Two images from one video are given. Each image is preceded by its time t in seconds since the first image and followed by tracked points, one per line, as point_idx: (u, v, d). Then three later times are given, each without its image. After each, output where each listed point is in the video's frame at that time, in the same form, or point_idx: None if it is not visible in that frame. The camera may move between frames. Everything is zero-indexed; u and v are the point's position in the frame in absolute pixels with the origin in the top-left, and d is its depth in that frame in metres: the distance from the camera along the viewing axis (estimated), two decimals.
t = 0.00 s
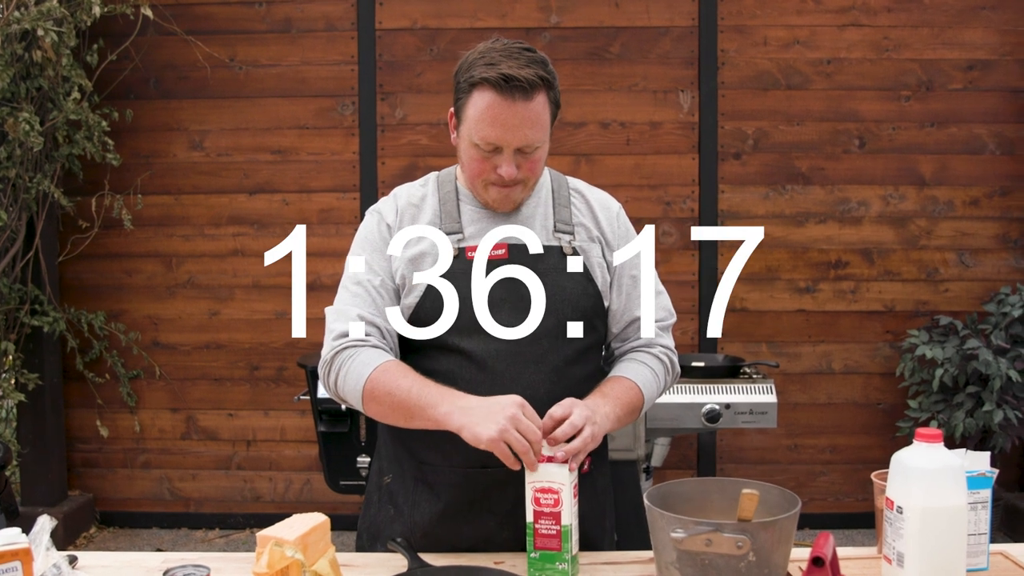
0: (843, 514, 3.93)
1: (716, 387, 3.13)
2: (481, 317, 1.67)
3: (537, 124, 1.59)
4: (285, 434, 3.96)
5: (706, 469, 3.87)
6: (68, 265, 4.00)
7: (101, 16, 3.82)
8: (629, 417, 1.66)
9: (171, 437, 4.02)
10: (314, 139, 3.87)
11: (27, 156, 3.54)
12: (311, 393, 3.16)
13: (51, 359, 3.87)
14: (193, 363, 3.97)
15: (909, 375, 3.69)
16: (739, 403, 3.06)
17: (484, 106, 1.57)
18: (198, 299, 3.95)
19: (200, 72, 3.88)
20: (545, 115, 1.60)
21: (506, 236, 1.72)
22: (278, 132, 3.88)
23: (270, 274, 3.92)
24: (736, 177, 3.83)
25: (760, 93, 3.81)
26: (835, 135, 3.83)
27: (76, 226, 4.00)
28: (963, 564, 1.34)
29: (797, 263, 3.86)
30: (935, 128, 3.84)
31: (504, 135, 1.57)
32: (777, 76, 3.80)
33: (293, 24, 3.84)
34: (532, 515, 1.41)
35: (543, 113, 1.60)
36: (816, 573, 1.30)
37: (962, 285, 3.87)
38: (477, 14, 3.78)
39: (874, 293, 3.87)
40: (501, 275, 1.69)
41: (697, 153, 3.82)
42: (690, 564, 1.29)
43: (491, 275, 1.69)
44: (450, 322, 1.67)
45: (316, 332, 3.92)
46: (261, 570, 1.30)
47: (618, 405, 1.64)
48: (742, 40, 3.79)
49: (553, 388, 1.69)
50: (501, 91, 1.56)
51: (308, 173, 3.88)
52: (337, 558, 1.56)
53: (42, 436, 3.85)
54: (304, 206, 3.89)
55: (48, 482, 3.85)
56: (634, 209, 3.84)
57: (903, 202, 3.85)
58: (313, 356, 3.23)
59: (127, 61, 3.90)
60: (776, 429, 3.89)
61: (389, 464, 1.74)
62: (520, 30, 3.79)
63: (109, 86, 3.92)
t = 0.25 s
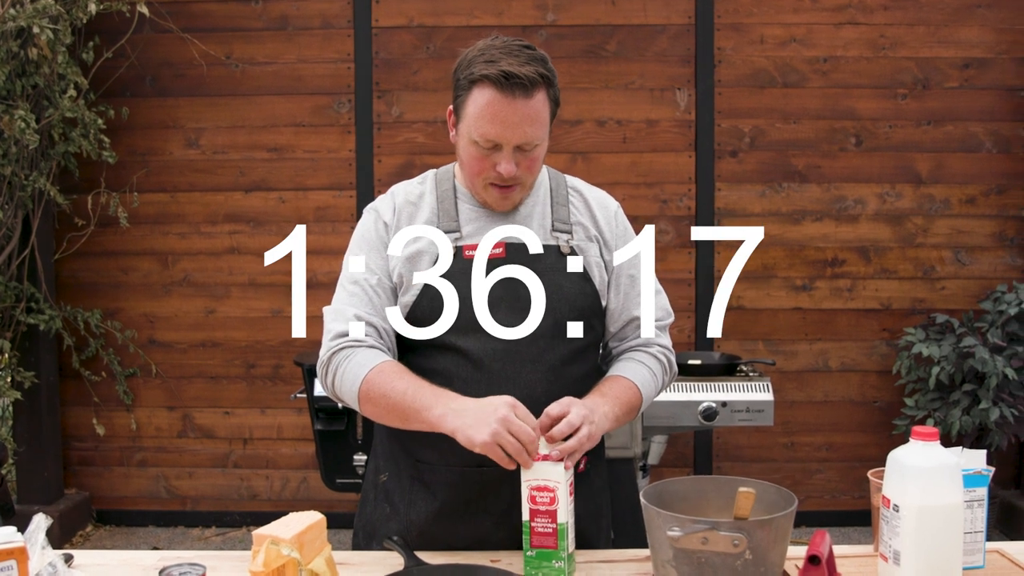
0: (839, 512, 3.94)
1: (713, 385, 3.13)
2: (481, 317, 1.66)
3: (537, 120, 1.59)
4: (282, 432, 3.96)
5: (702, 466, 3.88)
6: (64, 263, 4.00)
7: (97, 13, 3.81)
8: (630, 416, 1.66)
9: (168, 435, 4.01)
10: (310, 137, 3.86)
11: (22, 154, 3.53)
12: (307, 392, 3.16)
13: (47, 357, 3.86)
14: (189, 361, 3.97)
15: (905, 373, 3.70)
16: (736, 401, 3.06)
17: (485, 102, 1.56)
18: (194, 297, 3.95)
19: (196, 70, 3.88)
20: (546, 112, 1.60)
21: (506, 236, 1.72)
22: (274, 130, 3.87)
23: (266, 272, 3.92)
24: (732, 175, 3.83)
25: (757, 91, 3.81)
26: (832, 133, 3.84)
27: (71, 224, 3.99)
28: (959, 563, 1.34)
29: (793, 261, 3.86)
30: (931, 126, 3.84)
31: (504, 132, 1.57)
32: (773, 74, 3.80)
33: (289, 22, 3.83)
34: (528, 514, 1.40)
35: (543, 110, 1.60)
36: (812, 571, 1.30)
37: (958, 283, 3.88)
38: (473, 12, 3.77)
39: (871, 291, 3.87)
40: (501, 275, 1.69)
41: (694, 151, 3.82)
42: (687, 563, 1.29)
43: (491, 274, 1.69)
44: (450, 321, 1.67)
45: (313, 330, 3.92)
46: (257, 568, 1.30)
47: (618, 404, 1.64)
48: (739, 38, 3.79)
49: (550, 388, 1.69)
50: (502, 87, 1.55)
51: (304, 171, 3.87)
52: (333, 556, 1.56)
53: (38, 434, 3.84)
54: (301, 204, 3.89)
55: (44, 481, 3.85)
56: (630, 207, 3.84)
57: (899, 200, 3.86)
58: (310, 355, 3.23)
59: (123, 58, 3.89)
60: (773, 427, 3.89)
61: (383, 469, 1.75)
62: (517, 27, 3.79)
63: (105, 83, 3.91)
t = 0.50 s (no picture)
0: (838, 520, 3.93)
1: (711, 393, 3.12)
2: (480, 315, 1.67)
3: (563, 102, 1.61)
4: (280, 438, 3.95)
5: (701, 474, 3.87)
6: (63, 268, 3.99)
7: (97, 19, 3.82)
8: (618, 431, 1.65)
9: (166, 440, 4.01)
10: (310, 143, 3.86)
11: (22, 159, 3.53)
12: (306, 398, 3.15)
13: (45, 362, 3.85)
14: (188, 366, 3.97)
15: (905, 380, 3.69)
16: (735, 408, 3.06)
17: (519, 90, 1.57)
18: (193, 302, 3.94)
19: (197, 75, 3.88)
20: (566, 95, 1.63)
21: (506, 237, 1.71)
22: (274, 136, 3.87)
23: (266, 277, 3.92)
24: (732, 183, 3.83)
25: (757, 98, 3.81)
26: (831, 141, 3.84)
27: (71, 229, 3.99)
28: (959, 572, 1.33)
29: (793, 268, 3.86)
30: (931, 134, 3.84)
31: (544, 112, 1.57)
32: (773, 82, 3.81)
33: (290, 28, 3.84)
34: (528, 521, 1.39)
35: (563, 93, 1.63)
36: None
37: (958, 291, 3.88)
38: (473, 18, 3.78)
39: (870, 299, 3.87)
40: (500, 275, 1.69)
41: (693, 158, 3.82)
42: (685, 571, 1.29)
43: (491, 275, 1.69)
44: (450, 321, 1.66)
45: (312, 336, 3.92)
46: None
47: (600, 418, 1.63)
48: (738, 46, 3.79)
49: (550, 395, 1.69)
50: (531, 71, 1.57)
51: (304, 176, 3.87)
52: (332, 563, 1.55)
53: (35, 439, 3.83)
54: (300, 210, 3.89)
55: (42, 486, 3.84)
56: (630, 213, 3.84)
57: (898, 208, 3.86)
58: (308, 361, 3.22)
59: (123, 64, 3.90)
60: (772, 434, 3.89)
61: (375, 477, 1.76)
62: (517, 34, 3.79)
63: (105, 89, 3.91)
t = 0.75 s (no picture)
0: (839, 513, 3.94)
1: (713, 387, 3.12)
2: (481, 317, 1.66)
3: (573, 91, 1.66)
4: (281, 433, 3.95)
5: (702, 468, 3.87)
6: (64, 264, 3.99)
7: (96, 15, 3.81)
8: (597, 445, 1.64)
9: (167, 436, 4.01)
10: (310, 138, 3.86)
11: (22, 155, 3.53)
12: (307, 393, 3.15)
13: (46, 359, 3.85)
14: (188, 362, 3.97)
15: (906, 374, 3.69)
16: (736, 402, 3.05)
17: (537, 75, 1.60)
18: (194, 298, 3.94)
19: (196, 71, 3.88)
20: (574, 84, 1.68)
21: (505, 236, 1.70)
22: (274, 131, 3.87)
23: (266, 273, 3.92)
24: (732, 177, 3.83)
25: (757, 92, 3.81)
26: (832, 134, 3.83)
27: (71, 225, 3.98)
28: (960, 565, 1.34)
29: (793, 262, 3.86)
30: (931, 128, 3.84)
31: (559, 97, 1.61)
32: (773, 76, 3.80)
33: (289, 23, 3.83)
34: (529, 515, 1.39)
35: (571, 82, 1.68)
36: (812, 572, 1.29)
37: (959, 284, 3.87)
38: (473, 13, 3.77)
39: (870, 293, 3.87)
40: (501, 275, 1.68)
41: (694, 152, 3.82)
42: (686, 564, 1.29)
43: (491, 275, 1.68)
44: (449, 321, 1.65)
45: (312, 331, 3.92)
46: (255, 570, 1.29)
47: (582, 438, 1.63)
48: (738, 40, 3.79)
49: (541, 388, 1.68)
50: (546, 56, 1.62)
51: (304, 172, 3.87)
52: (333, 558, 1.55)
53: (36, 436, 3.84)
54: (300, 205, 3.88)
55: (43, 482, 3.84)
56: (630, 208, 3.84)
57: (899, 201, 3.86)
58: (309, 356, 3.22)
59: (123, 60, 3.89)
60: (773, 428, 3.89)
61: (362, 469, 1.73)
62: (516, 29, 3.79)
63: (104, 85, 3.91)
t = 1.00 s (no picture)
0: (838, 507, 3.94)
1: (711, 382, 3.11)
2: (481, 317, 1.61)
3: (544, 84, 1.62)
4: (279, 429, 3.95)
5: (700, 463, 3.87)
6: (61, 261, 3.99)
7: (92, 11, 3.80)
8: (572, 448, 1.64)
9: (165, 433, 4.01)
10: (307, 134, 3.85)
11: (18, 152, 3.52)
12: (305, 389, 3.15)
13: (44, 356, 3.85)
14: (186, 359, 3.96)
15: (903, 368, 3.70)
16: (733, 397, 3.04)
17: (510, 65, 1.56)
18: (191, 295, 3.94)
19: (192, 67, 3.87)
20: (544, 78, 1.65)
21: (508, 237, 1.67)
22: (270, 127, 3.86)
23: (263, 270, 3.91)
24: (730, 171, 3.83)
25: (754, 86, 3.80)
26: (829, 128, 3.83)
27: (68, 222, 3.98)
28: (958, 558, 1.34)
29: (791, 257, 3.86)
30: (929, 122, 3.84)
31: (531, 90, 1.57)
32: (770, 70, 3.80)
33: (286, 19, 3.82)
34: (528, 510, 1.39)
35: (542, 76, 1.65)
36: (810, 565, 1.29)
37: (956, 278, 3.87)
38: (469, 8, 3.77)
39: (868, 287, 3.87)
40: (501, 275, 1.64)
41: (691, 147, 3.82)
42: (684, 558, 1.29)
43: (491, 275, 1.64)
44: (450, 323, 1.59)
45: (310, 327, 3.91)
46: (253, 566, 1.28)
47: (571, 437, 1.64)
48: (735, 34, 3.78)
49: (509, 384, 1.63)
50: (519, 48, 1.58)
51: (301, 168, 3.86)
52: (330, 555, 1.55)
53: (34, 433, 3.83)
54: (297, 201, 3.88)
55: (41, 480, 3.84)
56: (627, 203, 3.83)
57: (896, 195, 3.85)
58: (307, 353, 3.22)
59: (119, 56, 3.89)
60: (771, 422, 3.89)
61: (328, 465, 1.68)
62: (513, 23, 3.78)
63: (101, 81, 3.90)
